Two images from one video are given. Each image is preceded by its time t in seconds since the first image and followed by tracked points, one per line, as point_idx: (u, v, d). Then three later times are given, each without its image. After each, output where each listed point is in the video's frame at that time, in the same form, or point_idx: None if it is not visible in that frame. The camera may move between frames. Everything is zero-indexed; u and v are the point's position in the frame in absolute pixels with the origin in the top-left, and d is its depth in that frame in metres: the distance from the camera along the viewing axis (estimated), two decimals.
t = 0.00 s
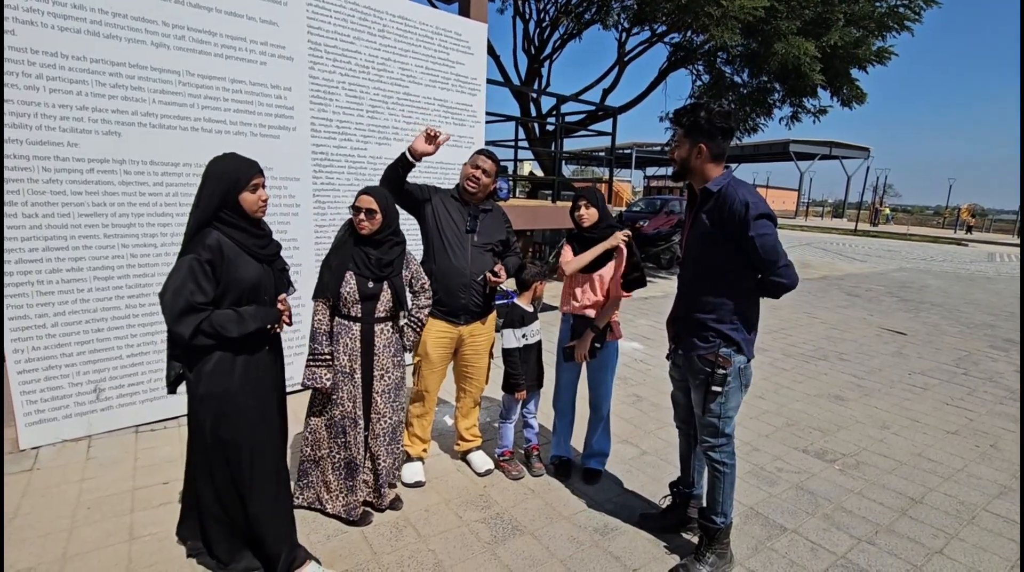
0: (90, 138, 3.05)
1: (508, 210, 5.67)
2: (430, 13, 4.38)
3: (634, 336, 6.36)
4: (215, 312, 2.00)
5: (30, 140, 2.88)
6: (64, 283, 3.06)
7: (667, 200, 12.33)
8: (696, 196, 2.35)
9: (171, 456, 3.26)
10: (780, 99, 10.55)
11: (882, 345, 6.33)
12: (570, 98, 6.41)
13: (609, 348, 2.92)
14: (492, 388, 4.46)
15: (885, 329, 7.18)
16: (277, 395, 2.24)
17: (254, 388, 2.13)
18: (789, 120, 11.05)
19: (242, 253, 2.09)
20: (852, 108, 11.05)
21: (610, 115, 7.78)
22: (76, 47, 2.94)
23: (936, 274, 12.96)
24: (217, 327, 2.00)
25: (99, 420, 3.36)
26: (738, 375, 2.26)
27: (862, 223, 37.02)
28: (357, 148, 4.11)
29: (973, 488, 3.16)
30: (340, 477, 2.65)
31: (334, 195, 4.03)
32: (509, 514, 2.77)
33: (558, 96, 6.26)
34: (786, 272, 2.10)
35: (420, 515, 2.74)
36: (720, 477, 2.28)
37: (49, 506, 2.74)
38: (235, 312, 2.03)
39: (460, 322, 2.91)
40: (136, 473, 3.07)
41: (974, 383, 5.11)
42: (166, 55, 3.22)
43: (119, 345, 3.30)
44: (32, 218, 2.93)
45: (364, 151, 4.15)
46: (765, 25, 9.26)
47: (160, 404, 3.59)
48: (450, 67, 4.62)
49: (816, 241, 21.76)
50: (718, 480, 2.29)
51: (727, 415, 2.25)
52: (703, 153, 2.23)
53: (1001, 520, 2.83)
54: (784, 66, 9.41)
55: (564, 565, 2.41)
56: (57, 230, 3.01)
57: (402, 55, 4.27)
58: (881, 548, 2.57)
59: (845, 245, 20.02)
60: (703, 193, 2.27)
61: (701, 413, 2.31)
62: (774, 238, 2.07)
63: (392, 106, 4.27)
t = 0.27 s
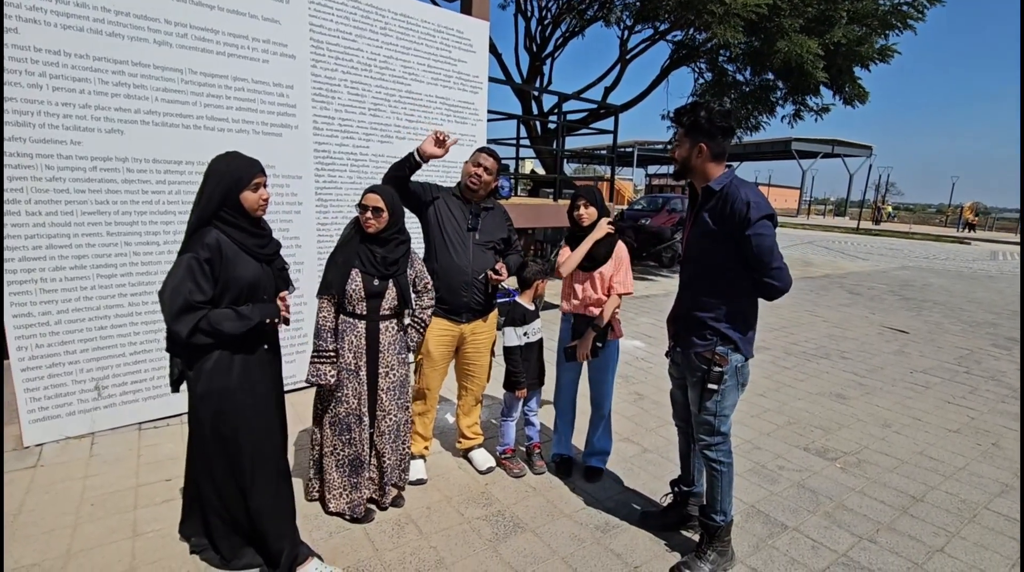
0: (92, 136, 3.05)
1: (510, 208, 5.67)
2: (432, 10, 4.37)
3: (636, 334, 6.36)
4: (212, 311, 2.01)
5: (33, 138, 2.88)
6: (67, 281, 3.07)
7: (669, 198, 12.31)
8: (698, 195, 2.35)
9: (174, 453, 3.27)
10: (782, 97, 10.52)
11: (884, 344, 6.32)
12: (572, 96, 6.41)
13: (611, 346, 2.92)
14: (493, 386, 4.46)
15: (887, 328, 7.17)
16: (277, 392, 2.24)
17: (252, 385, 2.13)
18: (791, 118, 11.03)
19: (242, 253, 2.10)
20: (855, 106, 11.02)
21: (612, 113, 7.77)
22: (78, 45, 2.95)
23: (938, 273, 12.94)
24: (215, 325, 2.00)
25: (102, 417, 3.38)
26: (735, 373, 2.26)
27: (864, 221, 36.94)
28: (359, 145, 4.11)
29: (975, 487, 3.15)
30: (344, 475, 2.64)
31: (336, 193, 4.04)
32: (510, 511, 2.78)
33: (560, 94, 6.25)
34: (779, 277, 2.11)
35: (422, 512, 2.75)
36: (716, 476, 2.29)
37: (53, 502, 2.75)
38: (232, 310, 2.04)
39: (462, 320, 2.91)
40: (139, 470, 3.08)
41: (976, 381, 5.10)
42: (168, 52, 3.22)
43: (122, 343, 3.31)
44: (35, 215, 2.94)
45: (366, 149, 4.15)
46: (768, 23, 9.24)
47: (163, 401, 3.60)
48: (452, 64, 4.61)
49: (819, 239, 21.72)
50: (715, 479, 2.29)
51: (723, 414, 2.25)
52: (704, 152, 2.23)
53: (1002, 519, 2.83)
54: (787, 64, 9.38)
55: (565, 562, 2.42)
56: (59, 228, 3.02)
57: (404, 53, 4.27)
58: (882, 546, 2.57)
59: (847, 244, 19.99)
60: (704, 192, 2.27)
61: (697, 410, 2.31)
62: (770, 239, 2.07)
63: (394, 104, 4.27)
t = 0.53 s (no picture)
0: (94, 134, 3.06)
1: (511, 206, 5.67)
2: (433, 8, 4.37)
3: (637, 333, 6.36)
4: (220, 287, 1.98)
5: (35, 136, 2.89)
6: (70, 279, 3.08)
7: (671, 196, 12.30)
8: (699, 194, 2.35)
9: (177, 450, 3.28)
10: (784, 95, 10.49)
11: (886, 342, 6.32)
12: (573, 94, 6.40)
13: (612, 345, 2.93)
14: (494, 384, 4.47)
15: (889, 326, 7.16)
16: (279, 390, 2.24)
17: (253, 382, 2.13)
18: (793, 116, 11.01)
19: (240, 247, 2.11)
20: (857, 104, 10.99)
21: (614, 111, 7.77)
22: (80, 43, 2.95)
23: (940, 272, 12.91)
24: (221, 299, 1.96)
25: (105, 414, 3.39)
26: (732, 373, 2.26)
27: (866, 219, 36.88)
28: (360, 144, 4.11)
29: (976, 486, 3.15)
30: (348, 473, 2.64)
31: (337, 191, 4.04)
32: (511, 509, 2.78)
33: (561, 92, 6.24)
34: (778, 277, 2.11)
35: (423, 510, 2.75)
36: (714, 474, 2.29)
37: (56, 499, 2.76)
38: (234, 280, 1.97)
39: (464, 318, 2.92)
40: (141, 468, 3.09)
41: (977, 380, 5.10)
42: (169, 51, 3.22)
43: (124, 341, 3.32)
44: (38, 213, 2.95)
45: (367, 147, 4.15)
46: (770, 20, 9.20)
47: (166, 398, 3.61)
48: (453, 62, 4.61)
49: (820, 238, 21.68)
50: (713, 477, 2.30)
51: (719, 413, 2.25)
52: (704, 151, 2.23)
53: (1003, 518, 2.83)
54: (789, 62, 9.35)
55: (566, 560, 2.43)
56: (62, 226, 3.02)
57: (405, 51, 4.27)
58: (882, 544, 2.57)
59: (849, 242, 19.95)
60: (704, 190, 2.27)
61: (693, 409, 2.32)
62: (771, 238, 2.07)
63: (395, 102, 4.27)
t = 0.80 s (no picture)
0: (95, 133, 3.06)
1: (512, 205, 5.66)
2: (434, 6, 4.36)
3: (637, 331, 6.36)
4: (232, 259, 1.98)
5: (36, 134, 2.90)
6: (71, 276, 3.09)
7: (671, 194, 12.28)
8: (699, 191, 2.35)
9: (178, 448, 3.29)
10: (785, 93, 10.48)
11: (886, 341, 6.32)
12: (574, 92, 6.39)
13: (613, 343, 2.93)
14: (494, 382, 4.47)
15: (889, 325, 7.17)
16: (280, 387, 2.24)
17: (254, 379, 2.13)
18: (794, 115, 11.00)
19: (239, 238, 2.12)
20: (858, 102, 10.98)
21: (614, 109, 7.76)
22: (81, 41, 2.95)
23: (941, 270, 12.91)
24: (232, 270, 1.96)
25: (106, 412, 3.40)
26: (734, 370, 2.26)
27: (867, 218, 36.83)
28: (360, 142, 4.11)
29: (976, 484, 3.15)
30: (351, 469, 2.66)
31: (337, 189, 4.04)
32: (511, 507, 2.79)
33: (562, 90, 6.24)
34: (779, 275, 2.10)
35: (423, 507, 2.76)
36: (716, 472, 2.30)
37: (58, 496, 2.77)
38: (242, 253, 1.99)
39: (465, 316, 2.92)
40: (143, 465, 3.10)
41: (978, 378, 5.10)
42: (170, 49, 3.22)
43: (125, 338, 3.33)
44: (40, 211, 2.96)
45: (368, 145, 4.16)
46: (772, 18, 9.18)
47: (167, 396, 3.62)
48: (454, 60, 4.61)
49: (821, 236, 21.66)
50: (715, 475, 2.30)
51: (723, 410, 2.26)
52: (704, 149, 2.22)
53: (1003, 516, 2.84)
54: (790, 60, 9.35)
55: (566, 557, 2.43)
56: (63, 224, 3.03)
57: (406, 49, 4.26)
58: (882, 542, 2.57)
59: (850, 241, 19.92)
60: (705, 188, 2.27)
61: (697, 407, 2.32)
62: (773, 234, 2.08)
63: (396, 100, 4.27)
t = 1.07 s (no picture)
0: (95, 131, 3.06)
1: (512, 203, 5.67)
2: (434, 3, 4.36)
3: (637, 329, 6.37)
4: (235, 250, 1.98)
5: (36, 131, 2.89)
6: (72, 274, 3.09)
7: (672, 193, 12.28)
8: (699, 189, 2.35)
9: (178, 445, 3.29)
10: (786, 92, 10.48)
11: (886, 339, 6.32)
12: (575, 89, 6.39)
13: (613, 341, 2.94)
14: (494, 380, 4.47)
15: (889, 323, 7.17)
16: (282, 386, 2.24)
17: (257, 377, 2.14)
18: (794, 113, 10.99)
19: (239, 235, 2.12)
20: (859, 100, 10.97)
21: (614, 107, 7.75)
22: (81, 39, 2.95)
23: (941, 269, 12.91)
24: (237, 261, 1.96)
25: (107, 410, 3.41)
26: (736, 368, 2.26)
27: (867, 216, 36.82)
28: (360, 140, 4.11)
29: (975, 482, 3.16)
30: (351, 464, 2.67)
31: (337, 187, 4.04)
32: (511, 504, 2.79)
33: (563, 88, 6.23)
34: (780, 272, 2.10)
35: (423, 505, 2.76)
36: (718, 469, 2.30)
37: (59, 493, 2.78)
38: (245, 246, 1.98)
39: (465, 313, 2.93)
40: (143, 462, 3.10)
41: (977, 377, 5.11)
42: (170, 46, 3.22)
43: (126, 336, 3.33)
44: (40, 209, 2.96)
45: (368, 143, 4.16)
46: (772, 16, 9.16)
47: (167, 394, 3.62)
48: (454, 58, 4.61)
49: (821, 235, 21.65)
50: (716, 472, 2.30)
51: (725, 408, 2.26)
52: (704, 146, 2.22)
53: (1002, 514, 2.84)
54: (791, 58, 9.34)
55: (566, 554, 2.44)
56: (64, 222, 3.03)
57: (406, 47, 4.26)
58: (881, 540, 2.58)
59: (850, 240, 19.92)
60: (705, 186, 2.27)
61: (699, 405, 2.32)
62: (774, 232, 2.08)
63: (396, 98, 4.26)
